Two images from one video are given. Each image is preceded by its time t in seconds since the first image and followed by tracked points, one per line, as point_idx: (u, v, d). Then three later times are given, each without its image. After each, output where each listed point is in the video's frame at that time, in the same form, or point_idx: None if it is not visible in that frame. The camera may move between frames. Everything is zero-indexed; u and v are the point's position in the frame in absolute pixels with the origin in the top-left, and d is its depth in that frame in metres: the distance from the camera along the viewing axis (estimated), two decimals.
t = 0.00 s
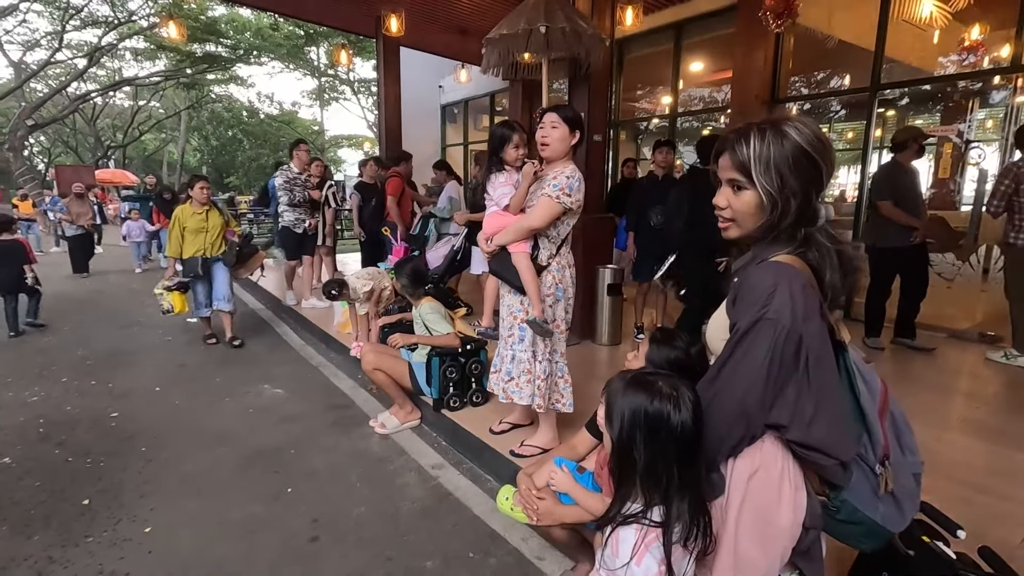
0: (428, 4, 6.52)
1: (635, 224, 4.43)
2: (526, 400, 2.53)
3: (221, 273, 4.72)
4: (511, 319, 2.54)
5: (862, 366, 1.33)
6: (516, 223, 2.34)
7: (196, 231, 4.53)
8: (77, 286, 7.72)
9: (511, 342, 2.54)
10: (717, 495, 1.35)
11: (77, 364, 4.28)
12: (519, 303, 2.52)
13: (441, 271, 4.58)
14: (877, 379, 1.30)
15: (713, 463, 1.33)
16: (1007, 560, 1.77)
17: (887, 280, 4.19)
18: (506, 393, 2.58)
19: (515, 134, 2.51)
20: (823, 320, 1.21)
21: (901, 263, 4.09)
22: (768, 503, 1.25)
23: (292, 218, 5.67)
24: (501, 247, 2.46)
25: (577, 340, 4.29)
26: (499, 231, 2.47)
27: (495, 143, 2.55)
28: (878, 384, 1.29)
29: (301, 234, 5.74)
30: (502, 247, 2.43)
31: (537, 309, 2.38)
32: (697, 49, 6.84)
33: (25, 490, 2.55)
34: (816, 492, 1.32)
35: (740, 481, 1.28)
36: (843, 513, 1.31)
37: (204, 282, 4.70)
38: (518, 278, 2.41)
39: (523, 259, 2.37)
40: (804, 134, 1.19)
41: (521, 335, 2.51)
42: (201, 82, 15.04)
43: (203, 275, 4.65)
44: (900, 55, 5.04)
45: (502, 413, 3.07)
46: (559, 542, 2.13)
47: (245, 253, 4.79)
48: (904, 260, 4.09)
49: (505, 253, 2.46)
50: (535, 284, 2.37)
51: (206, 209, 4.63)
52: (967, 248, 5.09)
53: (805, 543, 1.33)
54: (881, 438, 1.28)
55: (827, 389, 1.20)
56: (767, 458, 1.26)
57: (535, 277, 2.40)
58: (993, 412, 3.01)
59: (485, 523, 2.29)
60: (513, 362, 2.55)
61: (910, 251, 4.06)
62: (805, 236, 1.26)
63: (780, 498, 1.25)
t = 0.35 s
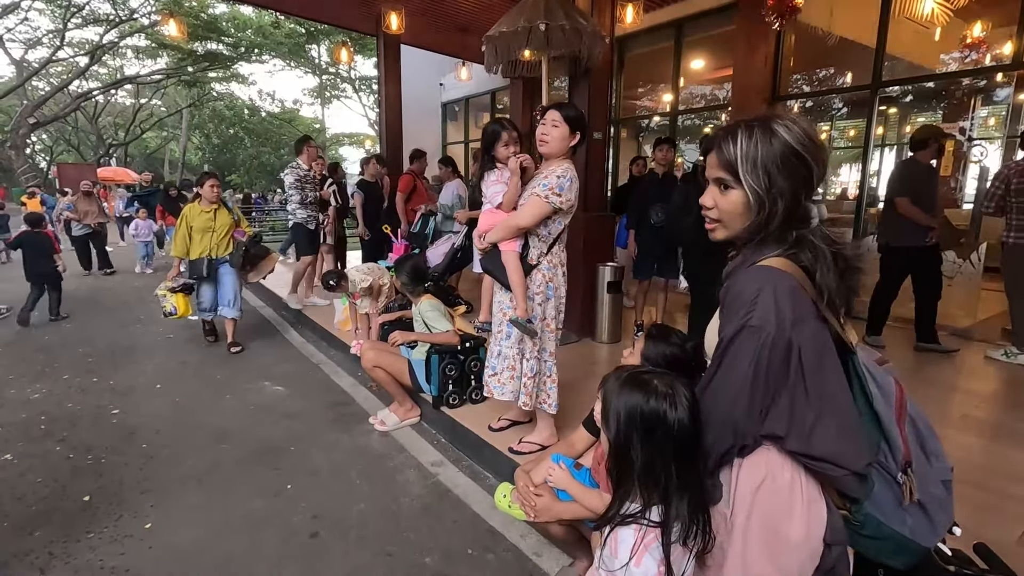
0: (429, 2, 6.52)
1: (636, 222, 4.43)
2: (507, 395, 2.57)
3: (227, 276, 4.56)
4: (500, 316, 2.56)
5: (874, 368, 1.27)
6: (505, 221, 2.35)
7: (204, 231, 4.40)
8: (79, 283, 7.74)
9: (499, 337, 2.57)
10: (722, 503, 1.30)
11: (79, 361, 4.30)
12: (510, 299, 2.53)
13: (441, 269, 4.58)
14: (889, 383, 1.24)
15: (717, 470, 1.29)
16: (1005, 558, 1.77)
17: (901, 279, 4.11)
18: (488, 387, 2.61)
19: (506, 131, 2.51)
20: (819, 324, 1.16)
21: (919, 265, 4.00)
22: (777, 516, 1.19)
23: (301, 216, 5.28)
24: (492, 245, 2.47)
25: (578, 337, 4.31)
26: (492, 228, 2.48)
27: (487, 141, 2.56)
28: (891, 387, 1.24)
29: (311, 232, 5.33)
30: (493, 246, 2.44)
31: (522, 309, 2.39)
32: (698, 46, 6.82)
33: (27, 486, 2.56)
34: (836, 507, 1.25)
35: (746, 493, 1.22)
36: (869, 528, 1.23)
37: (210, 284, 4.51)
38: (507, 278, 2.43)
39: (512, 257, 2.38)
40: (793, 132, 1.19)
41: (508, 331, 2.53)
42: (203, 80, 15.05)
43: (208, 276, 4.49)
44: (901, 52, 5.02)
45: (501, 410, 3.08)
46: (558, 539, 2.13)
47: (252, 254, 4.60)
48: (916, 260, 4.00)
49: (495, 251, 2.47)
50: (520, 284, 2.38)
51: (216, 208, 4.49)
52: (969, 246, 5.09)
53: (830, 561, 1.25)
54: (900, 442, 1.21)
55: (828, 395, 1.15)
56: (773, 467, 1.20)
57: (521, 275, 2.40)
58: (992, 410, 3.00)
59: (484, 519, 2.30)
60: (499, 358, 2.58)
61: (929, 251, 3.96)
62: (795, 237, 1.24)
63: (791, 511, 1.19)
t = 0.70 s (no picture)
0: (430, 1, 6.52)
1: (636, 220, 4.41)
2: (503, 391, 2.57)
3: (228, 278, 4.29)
4: (498, 312, 2.57)
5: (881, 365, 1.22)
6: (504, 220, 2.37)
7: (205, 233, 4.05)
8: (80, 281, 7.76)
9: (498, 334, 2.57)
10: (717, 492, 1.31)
11: (80, 359, 4.31)
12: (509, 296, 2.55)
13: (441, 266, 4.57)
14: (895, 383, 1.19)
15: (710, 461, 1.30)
16: (1004, 555, 1.77)
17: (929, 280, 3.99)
18: (487, 382, 2.62)
19: (502, 127, 2.52)
20: (817, 318, 1.16)
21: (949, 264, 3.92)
22: (765, 508, 1.19)
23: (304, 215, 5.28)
24: (490, 241, 2.50)
25: (577, 335, 4.31)
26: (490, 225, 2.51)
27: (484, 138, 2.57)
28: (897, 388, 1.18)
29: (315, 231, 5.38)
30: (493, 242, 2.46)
31: (522, 306, 2.40)
32: (699, 44, 6.82)
33: (27, 482, 2.57)
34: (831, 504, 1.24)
35: (736, 482, 1.22)
36: (863, 528, 1.21)
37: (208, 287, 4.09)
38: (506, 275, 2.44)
39: (512, 255, 2.40)
40: (798, 125, 1.19)
41: (507, 327, 2.54)
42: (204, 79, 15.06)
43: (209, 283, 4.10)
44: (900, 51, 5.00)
45: (501, 408, 3.08)
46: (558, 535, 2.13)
47: (252, 259, 4.69)
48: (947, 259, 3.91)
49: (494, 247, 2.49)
50: (519, 279, 2.38)
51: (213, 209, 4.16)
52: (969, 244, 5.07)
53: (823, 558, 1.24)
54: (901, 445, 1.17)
55: (822, 389, 1.15)
56: (764, 457, 1.20)
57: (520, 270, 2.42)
58: (992, 408, 3.00)
59: (483, 516, 2.30)
60: (497, 353, 2.59)
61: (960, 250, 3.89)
62: (800, 231, 1.23)
63: (779, 503, 1.18)
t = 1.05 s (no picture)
0: None
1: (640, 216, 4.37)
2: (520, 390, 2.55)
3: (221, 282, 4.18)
4: (508, 309, 2.54)
5: (891, 356, 1.10)
6: (516, 217, 2.38)
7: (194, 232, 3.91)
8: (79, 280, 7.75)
9: (510, 331, 2.55)
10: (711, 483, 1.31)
11: (79, 358, 4.31)
12: (519, 293, 2.52)
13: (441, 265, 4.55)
14: (895, 378, 1.06)
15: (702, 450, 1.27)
16: (1000, 553, 1.77)
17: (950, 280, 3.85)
18: (496, 380, 2.58)
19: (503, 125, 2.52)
20: (813, 302, 1.11)
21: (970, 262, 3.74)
22: (751, 490, 1.14)
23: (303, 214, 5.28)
24: (500, 241, 2.47)
25: (576, 334, 4.31)
26: (499, 223, 2.48)
27: (484, 138, 2.53)
28: (895, 383, 1.06)
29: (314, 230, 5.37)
30: (504, 241, 2.45)
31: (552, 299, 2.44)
32: (698, 42, 6.80)
33: (26, 481, 2.57)
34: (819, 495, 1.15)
35: (725, 461, 1.18)
36: (846, 521, 1.13)
37: (201, 292, 4.06)
38: (523, 270, 2.44)
39: (529, 252, 2.41)
40: (806, 122, 1.13)
41: (519, 325, 2.53)
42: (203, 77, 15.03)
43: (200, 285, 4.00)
44: (901, 49, 5.10)
45: (499, 406, 3.09)
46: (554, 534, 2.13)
47: (249, 259, 4.17)
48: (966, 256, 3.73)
49: (506, 246, 2.46)
50: (540, 275, 2.40)
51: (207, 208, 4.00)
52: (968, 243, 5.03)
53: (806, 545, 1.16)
54: (890, 441, 1.05)
55: (815, 373, 1.09)
56: (756, 441, 1.14)
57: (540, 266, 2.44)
58: (991, 407, 2.99)
59: (480, 514, 2.30)
60: (508, 351, 2.56)
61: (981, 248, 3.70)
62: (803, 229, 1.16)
63: (760, 485, 1.13)
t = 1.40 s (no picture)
0: None
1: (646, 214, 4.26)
2: (559, 383, 2.58)
3: (229, 287, 3.87)
4: (531, 306, 2.53)
5: (875, 357, 1.00)
6: (534, 215, 2.38)
7: (202, 233, 3.70)
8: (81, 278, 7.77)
9: (535, 329, 2.54)
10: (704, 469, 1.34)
11: (80, 356, 4.32)
12: (539, 290, 2.52)
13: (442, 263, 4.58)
14: (869, 376, 0.97)
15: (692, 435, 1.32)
16: (999, 552, 1.77)
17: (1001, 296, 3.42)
18: (532, 379, 2.56)
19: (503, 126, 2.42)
20: (791, 297, 1.10)
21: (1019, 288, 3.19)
22: (728, 472, 1.22)
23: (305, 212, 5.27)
24: (517, 239, 2.44)
25: (578, 333, 4.30)
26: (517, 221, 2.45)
27: (483, 139, 2.41)
28: (866, 380, 0.96)
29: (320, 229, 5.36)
30: (522, 239, 2.43)
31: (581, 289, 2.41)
32: (700, 41, 6.80)
33: (28, 479, 2.58)
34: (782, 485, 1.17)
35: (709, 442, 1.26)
36: (807, 513, 1.08)
37: (209, 298, 3.88)
38: (546, 265, 2.45)
39: (549, 247, 2.42)
40: (808, 120, 1.11)
41: (544, 321, 2.53)
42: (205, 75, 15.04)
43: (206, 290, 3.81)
44: (906, 46, 5.11)
45: (500, 405, 3.09)
46: (553, 533, 2.13)
47: (260, 266, 3.88)
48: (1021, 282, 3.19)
49: (524, 244, 2.43)
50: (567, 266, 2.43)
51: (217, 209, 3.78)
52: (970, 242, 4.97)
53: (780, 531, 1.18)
54: (847, 437, 0.96)
55: (789, 364, 1.11)
56: (734, 428, 1.20)
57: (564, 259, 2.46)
58: (993, 406, 2.99)
59: (481, 513, 2.30)
60: (510, 349, 2.60)
61: None
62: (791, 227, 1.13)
63: (733, 468, 1.20)
